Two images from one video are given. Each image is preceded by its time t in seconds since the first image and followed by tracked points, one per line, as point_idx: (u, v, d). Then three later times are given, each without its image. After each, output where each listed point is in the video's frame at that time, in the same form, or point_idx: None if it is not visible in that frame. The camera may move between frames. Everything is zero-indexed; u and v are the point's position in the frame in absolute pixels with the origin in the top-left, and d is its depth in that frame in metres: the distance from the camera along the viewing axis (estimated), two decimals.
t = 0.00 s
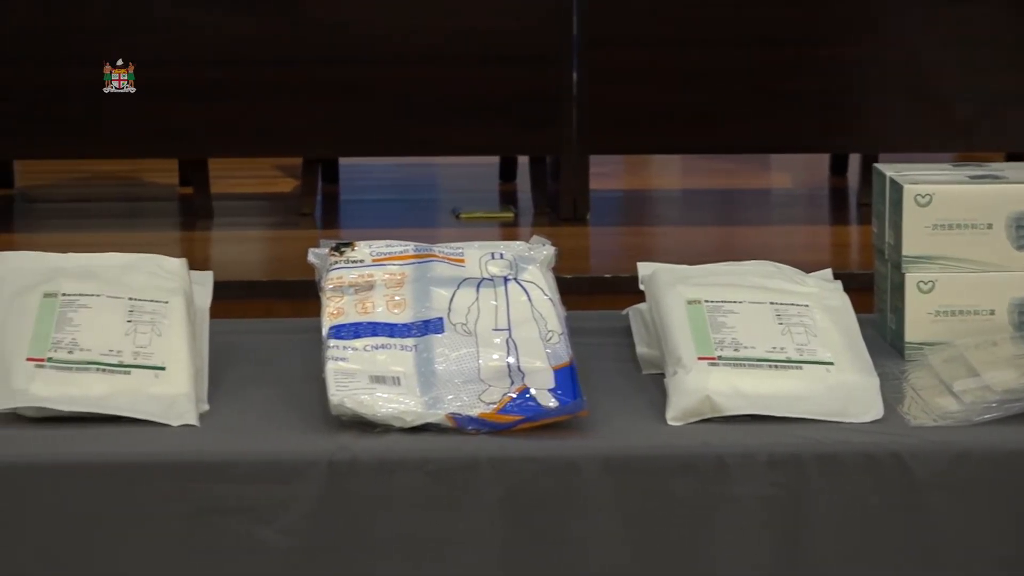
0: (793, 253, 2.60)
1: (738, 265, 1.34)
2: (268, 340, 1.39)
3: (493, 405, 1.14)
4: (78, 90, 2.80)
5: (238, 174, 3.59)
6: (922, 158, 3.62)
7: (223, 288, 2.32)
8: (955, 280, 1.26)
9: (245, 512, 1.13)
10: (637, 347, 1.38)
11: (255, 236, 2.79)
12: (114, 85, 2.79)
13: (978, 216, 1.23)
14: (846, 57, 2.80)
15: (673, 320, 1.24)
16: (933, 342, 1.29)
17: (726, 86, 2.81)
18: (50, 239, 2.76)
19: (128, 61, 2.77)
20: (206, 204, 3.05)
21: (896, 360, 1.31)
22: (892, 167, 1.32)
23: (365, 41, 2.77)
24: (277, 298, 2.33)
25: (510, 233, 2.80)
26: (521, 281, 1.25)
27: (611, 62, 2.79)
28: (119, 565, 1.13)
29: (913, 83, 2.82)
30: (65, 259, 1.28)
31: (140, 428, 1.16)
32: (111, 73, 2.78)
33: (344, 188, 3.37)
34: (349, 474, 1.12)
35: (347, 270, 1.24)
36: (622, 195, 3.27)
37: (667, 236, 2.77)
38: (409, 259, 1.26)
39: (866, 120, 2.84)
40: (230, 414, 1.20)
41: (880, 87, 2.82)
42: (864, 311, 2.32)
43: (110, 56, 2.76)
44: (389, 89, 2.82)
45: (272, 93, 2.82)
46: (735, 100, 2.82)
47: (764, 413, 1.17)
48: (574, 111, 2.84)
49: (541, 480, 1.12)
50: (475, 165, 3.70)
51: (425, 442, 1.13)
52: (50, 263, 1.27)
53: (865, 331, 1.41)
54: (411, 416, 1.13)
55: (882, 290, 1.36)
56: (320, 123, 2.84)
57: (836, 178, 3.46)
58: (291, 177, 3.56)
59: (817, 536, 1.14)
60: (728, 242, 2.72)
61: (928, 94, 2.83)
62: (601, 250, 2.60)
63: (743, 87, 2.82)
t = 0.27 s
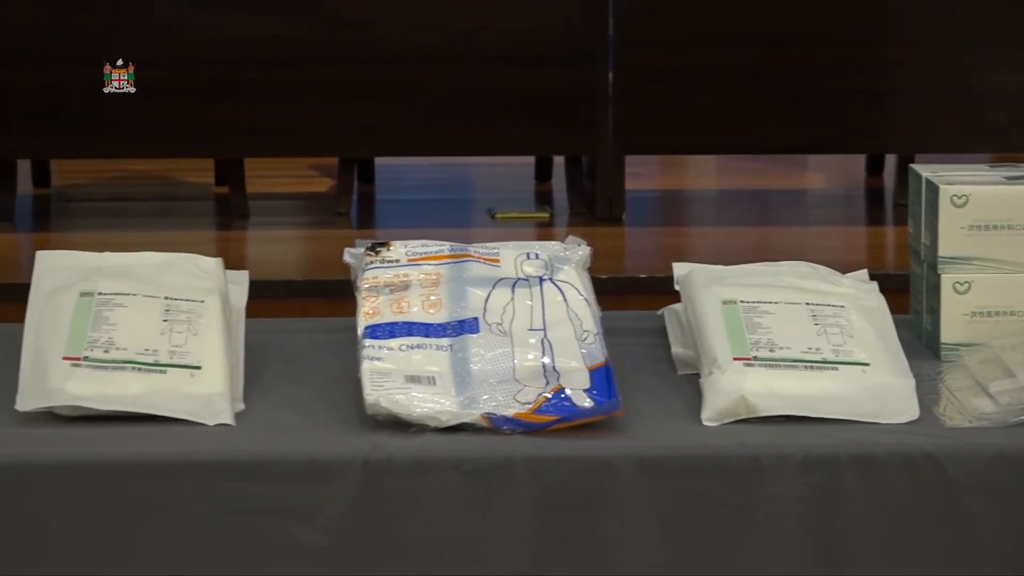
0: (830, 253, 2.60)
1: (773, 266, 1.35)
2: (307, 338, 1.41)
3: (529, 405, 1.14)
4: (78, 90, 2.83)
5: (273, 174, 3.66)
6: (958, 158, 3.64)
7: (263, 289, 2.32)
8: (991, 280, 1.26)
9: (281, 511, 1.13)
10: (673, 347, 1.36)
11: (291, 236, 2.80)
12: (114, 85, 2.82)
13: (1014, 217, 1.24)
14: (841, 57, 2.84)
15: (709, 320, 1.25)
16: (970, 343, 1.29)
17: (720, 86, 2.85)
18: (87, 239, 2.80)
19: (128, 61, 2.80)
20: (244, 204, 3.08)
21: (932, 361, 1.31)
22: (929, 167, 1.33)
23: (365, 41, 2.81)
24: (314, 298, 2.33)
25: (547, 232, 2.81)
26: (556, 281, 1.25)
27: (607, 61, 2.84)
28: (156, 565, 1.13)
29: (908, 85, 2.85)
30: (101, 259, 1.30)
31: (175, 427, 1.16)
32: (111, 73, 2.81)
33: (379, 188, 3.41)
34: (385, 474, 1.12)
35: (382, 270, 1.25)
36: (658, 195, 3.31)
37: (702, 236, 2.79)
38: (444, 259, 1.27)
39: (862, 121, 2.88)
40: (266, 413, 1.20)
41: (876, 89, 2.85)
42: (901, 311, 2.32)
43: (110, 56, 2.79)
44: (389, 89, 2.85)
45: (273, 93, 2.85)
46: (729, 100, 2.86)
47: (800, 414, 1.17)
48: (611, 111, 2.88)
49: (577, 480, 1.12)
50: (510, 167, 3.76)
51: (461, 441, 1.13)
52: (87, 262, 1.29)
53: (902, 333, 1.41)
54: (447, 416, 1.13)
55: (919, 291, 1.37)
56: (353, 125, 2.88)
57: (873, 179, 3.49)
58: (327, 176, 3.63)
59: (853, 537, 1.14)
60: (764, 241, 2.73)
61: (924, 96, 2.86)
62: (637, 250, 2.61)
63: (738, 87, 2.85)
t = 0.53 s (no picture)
0: (872, 254, 2.68)
1: (817, 267, 1.36)
2: (356, 337, 1.44)
3: (571, 405, 1.15)
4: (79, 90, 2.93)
5: (316, 174, 3.87)
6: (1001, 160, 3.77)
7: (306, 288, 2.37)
8: None
9: (324, 511, 1.13)
10: (715, 347, 1.37)
11: (333, 236, 2.91)
12: (114, 85, 2.92)
13: None
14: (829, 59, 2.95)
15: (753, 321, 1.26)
16: (1013, 344, 1.29)
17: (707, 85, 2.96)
18: (128, 239, 2.92)
19: (128, 61, 2.90)
20: (287, 203, 3.24)
21: (976, 362, 1.31)
22: (974, 167, 1.33)
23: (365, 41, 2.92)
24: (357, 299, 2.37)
25: (590, 232, 2.94)
26: (599, 281, 1.27)
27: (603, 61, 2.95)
28: (200, 565, 1.13)
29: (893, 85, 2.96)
30: (144, 257, 1.31)
31: (218, 426, 1.17)
32: (111, 73, 2.91)
33: (422, 188, 3.60)
34: (428, 473, 1.12)
35: (426, 270, 1.27)
36: (701, 195, 3.49)
37: (745, 237, 2.88)
38: (487, 259, 1.29)
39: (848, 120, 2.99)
40: (309, 413, 1.21)
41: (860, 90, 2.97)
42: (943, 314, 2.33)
43: (111, 57, 2.90)
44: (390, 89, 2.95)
45: (274, 93, 2.95)
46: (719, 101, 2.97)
47: (841, 415, 1.18)
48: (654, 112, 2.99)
49: (620, 482, 1.12)
50: (554, 166, 4.08)
51: (505, 441, 1.13)
52: (131, 260, 1.30)
53: (945, 334, 1.41)
54: (490, 416, 1.14)
55: (962, 292, 1.37)
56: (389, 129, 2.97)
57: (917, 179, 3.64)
58: (370, 177, 3.86)
59: (897, 538, 1.13)
60: (806, 242, 2.83)
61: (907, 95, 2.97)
62: (678, 250, 2.69)
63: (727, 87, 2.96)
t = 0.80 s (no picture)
0: (908, 256, 2.80)
1: (857, 267, 1.36)
2: (406, 341, 1.47)
3: (610, 405, 1.16)
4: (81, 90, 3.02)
5: (359, 175, 4.06)
6: None
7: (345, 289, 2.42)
8: None
9: (362, 509, 1.12)
10: (755, 347, 1.39)
11: (374, 235, 3.04)
12: (114, 85, 3.00)
13: None
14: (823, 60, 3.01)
15: (793, 322, 1.27)
16: None
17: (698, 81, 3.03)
18: (170, 236, 2.96)
19: (128, 61, 2.99)
20: (327, 202, 3.37)
21: (1016, 363, 1.32)
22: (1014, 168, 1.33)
23: (365, 42, 2.99)
24: (395, 299, 2.44)
25: (630, 232, 3.10)
26: (638, 281, 1.29)
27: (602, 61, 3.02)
28: (237, 566, 1.13)
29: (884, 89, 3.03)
30: (183, 255, 1.31)
31: (257, 425, 1.17)
32: (111, 73, 2.99)
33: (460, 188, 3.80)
34: (469, 473, 1.11)
35: (465, 270, 1.30)
36: (740, 196, 3.70)
37: (784, 239, 3.01)
38: (526, 259, 1.32)
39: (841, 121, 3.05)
40: (349, 413, 1.22)
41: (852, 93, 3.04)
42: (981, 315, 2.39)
43: (111, 57, 2.98)
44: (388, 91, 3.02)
45: (271, 94, 3.03)
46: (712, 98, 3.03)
47: (880, 416, 1.18)
48: (695, 113, 3.05)
49: (660, 481, 1.12)
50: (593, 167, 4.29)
51: (546, 441, 1.13)
52: (170, 259, 1.30)
53: (984, 335, 1.42)
54: (529, 416, 1.16)
55: (1002, 292, 1.37)
56: (415, 131, 3.05)
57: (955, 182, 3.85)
58: (410, 177, 4.06)
59: (936, 538, 1.13)
60: (844, 243, 2.97)
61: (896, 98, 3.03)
62: (718, 250, 2.82)
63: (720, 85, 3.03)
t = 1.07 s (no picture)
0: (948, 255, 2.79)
1: (894, 268, 1.35)
2: (438, 341, 1.48)
3: (647, 405, 1.16)
4: (82, 88, 3.11)
5: (399, 174, 4.10)
6: None
7: (385, 287, 2.44)
8: None
9: (400, 509, 1.12)
10: (792, 347, 1.39)
11: (414, 235, 3.05)
12: (114, 85, 3.10)
13: None
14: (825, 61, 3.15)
15: (830, 322, 1.26)
16: None
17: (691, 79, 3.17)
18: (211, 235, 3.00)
19: (128, 61, 3.09)
20: (364, 202, 3.40)
21: None
22: None
23: (365, 42, 3.10)
24: (433, 298, 2.45)
25: (667, 232, 3.11)
26: (676, 281, 1.29)
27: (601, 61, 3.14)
28: (274, 566, 1.13)
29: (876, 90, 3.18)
30: (219, 254, 1.32)
31: (294, 424, 1.18)
32: (111, 73, 3.09)
33: (497, 187, 3.82)
34: (504, 472, 1.12)
35: (501, 270, 1.31)
36: (778, 195, 3.69)
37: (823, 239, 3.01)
38: (563, 259, 1.32)
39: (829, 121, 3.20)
40: (385, 412, 1.23)
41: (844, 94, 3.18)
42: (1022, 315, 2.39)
43: (111, 58, 3.08)
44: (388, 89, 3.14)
45: (270, 93, 3.14)
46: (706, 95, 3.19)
47: (918, 418, 1.17)
48: (732, 111, 3.20)
49: (696, 481, 1.12)
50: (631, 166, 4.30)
51: (582, 441, 1.14)
52: (207, 257, 1.32)
53: None
54: (565, 416, 1.16)
55: None
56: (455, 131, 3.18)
57: (994, 181, 3.82)
58: (448, 176, 4.08)
59: (976, 539, 1.12)
60: (883, 241, 2.98)
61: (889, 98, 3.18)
62: (756, 250, 2.82)
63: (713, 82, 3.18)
